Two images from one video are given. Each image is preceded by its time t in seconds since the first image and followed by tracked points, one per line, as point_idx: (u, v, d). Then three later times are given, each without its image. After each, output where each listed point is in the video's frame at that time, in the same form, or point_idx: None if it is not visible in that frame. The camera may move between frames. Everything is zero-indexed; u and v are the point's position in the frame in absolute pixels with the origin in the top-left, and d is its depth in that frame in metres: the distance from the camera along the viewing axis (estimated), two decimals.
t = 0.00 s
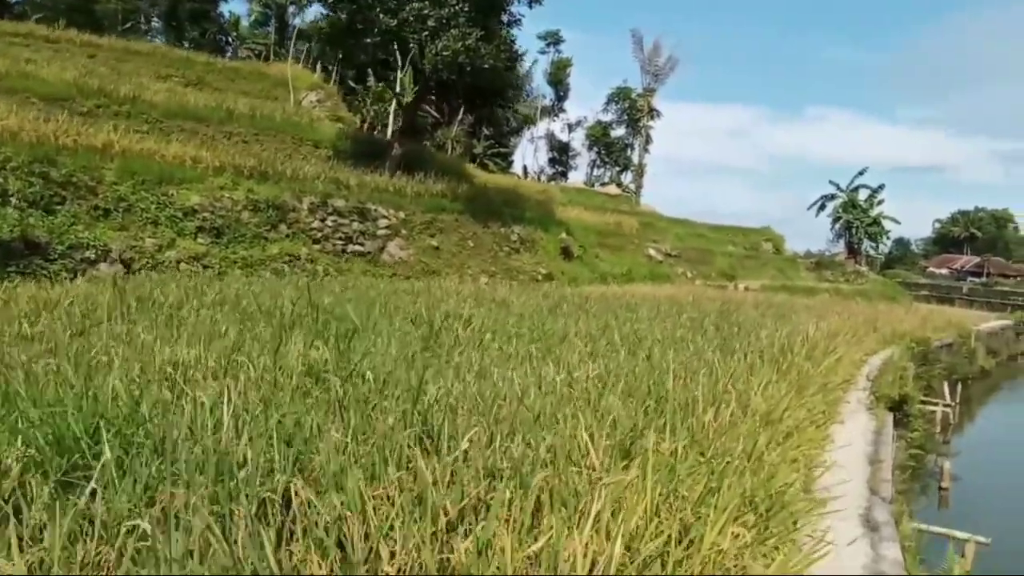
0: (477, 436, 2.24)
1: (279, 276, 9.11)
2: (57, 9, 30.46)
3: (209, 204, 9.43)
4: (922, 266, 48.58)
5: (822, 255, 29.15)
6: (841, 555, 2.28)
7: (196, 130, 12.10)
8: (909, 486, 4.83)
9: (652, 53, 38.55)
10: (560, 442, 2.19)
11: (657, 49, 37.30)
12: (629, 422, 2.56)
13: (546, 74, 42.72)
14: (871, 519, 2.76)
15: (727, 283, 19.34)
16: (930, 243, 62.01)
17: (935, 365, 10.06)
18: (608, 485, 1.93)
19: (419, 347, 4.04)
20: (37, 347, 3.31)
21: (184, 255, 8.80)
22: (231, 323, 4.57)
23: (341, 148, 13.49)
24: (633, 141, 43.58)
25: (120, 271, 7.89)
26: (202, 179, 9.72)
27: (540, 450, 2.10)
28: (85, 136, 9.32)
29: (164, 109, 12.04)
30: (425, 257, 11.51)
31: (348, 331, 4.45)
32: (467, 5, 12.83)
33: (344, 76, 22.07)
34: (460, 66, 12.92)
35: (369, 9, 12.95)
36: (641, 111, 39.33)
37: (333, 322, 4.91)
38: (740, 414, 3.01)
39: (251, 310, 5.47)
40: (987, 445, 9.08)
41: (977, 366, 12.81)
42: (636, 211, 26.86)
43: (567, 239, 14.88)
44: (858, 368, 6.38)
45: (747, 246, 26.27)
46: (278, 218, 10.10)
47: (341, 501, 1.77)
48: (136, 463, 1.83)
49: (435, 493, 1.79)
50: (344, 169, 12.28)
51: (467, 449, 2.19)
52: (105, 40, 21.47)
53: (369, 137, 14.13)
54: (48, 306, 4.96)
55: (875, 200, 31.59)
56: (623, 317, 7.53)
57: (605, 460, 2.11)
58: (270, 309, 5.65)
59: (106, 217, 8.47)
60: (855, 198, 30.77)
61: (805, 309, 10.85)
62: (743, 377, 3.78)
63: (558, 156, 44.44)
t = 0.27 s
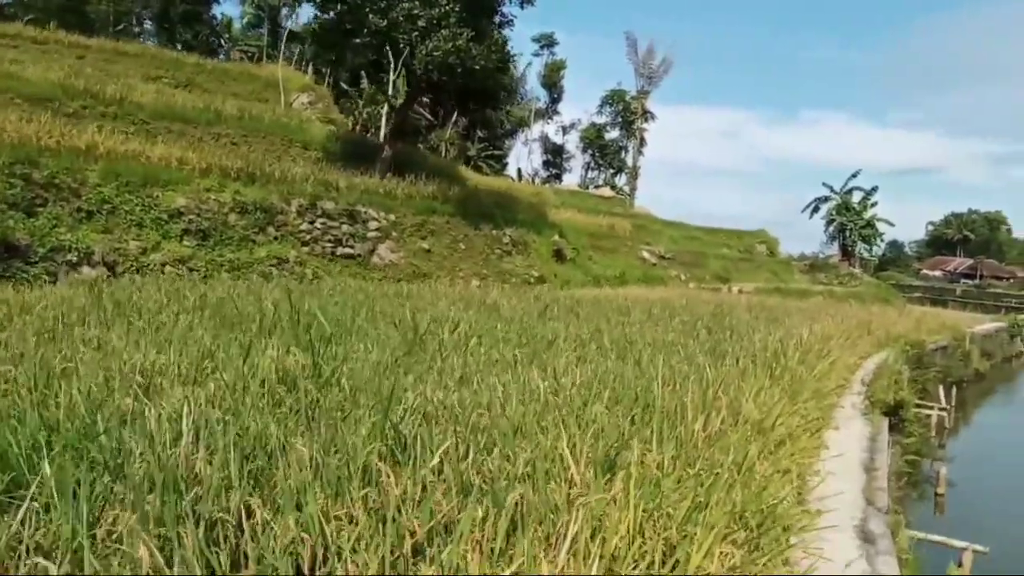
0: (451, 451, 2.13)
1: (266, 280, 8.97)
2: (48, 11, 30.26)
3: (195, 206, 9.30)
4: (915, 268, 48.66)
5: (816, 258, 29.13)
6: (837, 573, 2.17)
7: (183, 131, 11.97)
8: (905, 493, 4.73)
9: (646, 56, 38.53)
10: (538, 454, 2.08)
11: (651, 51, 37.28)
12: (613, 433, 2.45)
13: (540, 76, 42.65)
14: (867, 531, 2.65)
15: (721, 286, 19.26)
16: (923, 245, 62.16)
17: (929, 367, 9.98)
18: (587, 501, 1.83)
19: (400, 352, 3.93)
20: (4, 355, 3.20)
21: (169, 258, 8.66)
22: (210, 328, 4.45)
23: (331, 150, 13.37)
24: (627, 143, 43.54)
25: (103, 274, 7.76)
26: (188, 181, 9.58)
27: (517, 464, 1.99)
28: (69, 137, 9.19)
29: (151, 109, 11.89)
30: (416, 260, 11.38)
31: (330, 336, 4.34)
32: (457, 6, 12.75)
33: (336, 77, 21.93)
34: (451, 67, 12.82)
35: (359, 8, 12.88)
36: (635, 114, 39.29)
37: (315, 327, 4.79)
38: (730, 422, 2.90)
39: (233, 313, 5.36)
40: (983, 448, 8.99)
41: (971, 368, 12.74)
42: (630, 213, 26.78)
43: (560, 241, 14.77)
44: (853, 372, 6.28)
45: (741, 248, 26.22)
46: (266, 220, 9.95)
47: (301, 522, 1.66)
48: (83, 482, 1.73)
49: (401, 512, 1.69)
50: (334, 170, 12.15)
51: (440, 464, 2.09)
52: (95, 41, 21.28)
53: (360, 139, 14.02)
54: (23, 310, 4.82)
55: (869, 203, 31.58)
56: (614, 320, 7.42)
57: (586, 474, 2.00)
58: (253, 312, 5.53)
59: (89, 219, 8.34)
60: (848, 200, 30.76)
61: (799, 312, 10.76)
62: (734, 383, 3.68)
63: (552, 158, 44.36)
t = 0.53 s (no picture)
0: (428, 460, 2.03)
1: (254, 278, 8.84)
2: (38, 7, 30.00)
3: (181, 203, 9.16)
4: (908, 267, 48.74)
5: (809, 256, 29.09)
6: None
7: (171, 127, 11.83)
8: (900, 498, 4.64)
9: (641, 53, 38.43)
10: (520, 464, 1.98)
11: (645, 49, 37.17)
12: (598, 441, 2.34)
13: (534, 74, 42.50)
14: (862, 540, 2.56)
15: (715, 285, 19.19)
16: (916, 244, 62.29)
17: (924, 367, 9.91)
18: (570, 514, 1.72)
19: (384, 354, 3.82)
20: None
21: (154, 255, 8.52)
22: (188, 328, 4.33)
23: (321, 146, 13.24)
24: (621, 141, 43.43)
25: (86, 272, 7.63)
26: (174, 178, 9.45)
27: (495, 476, 1.88)
28: (52, 133, 9.05)
29: (138, 105, 11.74)
30: (407, 258, 11.24)
31: (312, 337, 4.23)
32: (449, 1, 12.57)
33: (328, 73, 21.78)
34: (443, 62, 12.65)
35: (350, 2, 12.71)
36: (630, 111, 39.19)
37: (298, 327, 4.68)
38: (721, 427, 2.81)
39: (215, 312, 5.24)
40: (977, 447, 8.93)
41: (965, 368, 12.68)
42: (623, 211, 26.69)
43: (553, 239, 14.66)
44: (847, 372, 6.19)
45: (735, 247, 26.15)
46: (254, 217, 9.81)
47: (261, 540, 1.56)
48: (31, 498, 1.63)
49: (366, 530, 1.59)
50: (324, 167, 12.02)
51: (416, 475, 1.99)
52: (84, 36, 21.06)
53: (351, 135, 13.89)
54: None
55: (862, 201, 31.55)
56: (605, 320, 7.33)
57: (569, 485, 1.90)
58: (235, 312, 5.41)
59: (72, 216, 8.21)
60: (842, 199, 30.73)
61: (793, 311, 10.68)
62: (726, 385, 3.58)
63: (546, 156, 44.23)
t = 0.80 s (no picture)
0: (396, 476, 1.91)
1: (238, 278, 8.67)
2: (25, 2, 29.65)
3: (163, 201, 9.00)
4: (898, 268, 48.91)
5: (800, 257, 29.09)
6: None
7: (155, 125, 11.66)
8: (892, 505, 4.55)
9: (632, 54, 38.40)
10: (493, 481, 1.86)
11: (637, 50, 37.14)
12: (579, 453, 2.23)
13: (526, 74, 42.40)
14: (856, 554, 2.46)
15: (705, 286, 19.12)
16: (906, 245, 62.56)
17: (914, 370, 9.85)
18: (541, 547, 1.62)
19: (361, 358, 3.69)
20: None
21: (134, 254, 8.34)
22: (161, 330, 4.19)
23: (309, 144, 13.09)
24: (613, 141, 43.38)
25: (64, 271, 7.47)
26: (156, 175, 9.28)
27: (465, 496, 1.78)
28: (31, 129, 8.88)
29: (122, 102, 11.57)
30: (394, 258, 11.09)
31: (289, 342, 4.09)
32: None
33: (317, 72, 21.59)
34: (431, 60, 12.56)
35: None
36: (621, 112, 39.16)
37: (275, 331, 4.54)
38: (709, 436, 2.70)
39: (191, 313, 5.10)
40: (968, 450, 8.87)
41: (956, 370, 12.65)
42: (615, 212, 26.61)
43: (543, 240, 14.54)
44: (838, 376, 6.09)
45: (726, 248, 26.12)
46: (238, 216, 9.65)
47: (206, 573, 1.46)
48: None
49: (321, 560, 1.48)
50: (310, 165, 11.85)
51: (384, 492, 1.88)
52: (69, 32, 20.79)
53: (338, 133, 13.74)
54: None
55: (853, 203, 31.58)
56: (594, 322, 7.22)
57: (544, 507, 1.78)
58: (211, 313, 5.28)
59: (50, 214, 8.05)
60: (833, 200, 30.76)
61: (783, 313, 10.61)
62: (714, 391, 3.47)
63: (538, 156, 44.12)
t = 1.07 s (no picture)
0: (362, 484, 1.81)
1: (223, 276, 8.53)
2: None
3: (147, 197, 8.86)
4: (891, 267, 48.98)
5: (793, 256, 29.06)
6: None
7: (141, 121, 11.51)
8: (885, 506, 4.46)
9: (626, 52, 38.31)
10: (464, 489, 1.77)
11: (631, 48, 37.05)
12: (559, 457, 2.14)
13: (519, 72, 42.25)
14: (847, 561, 2.37)
15: (698, 284, 19.03)
16: (898, 244, 62.68)
17: (908, 369, 9.77)
18: (510, 568, 1.53)
19: (339, 358, 3.57)
20: None
21: (117, 252, 8.20)
22: (135, 329, 4.06)
23: (298, 141, 12.95)
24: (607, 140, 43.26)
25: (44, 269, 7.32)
26: (140, 172, 9.13)
27: (433, 506, 1.69)
28: (13, 125, 8.73)
29: (108, 98, 11.41)
30: (384, 256, 10.94)
31: (267, 341, 3.97)
32: None
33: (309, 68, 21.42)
34: (420, 56, 12.37)
35: None
36: (615, 110, 39.06)
37: (254, 330, 4.41)
38: (697, 439, 2.60)
39: (170, 311, 4.96)
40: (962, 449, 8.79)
41: (949, 369, 12.59)
42: (608, 210, 26.50)
43: (535, 237, 14.42)
44: (832, 376, 6.00)
45: (720, 246, 26.05)
46: (224, 213, 9.51)
47: None
48: None
49: None
50: (299, 162, 11.71)
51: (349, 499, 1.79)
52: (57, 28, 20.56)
53: (328, 130, 13.61)
54: None
55: (846, 201, 31.55)
56: (584, 320, 7.10)
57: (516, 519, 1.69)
58: (191, 311, 5.15)
59: (31, 211, 7.91)
60: (826, 198, 30.72)
61: (776, 311, 10.52)
62: (704, 391, 3.36)
63: (532, 154, 43.97)
